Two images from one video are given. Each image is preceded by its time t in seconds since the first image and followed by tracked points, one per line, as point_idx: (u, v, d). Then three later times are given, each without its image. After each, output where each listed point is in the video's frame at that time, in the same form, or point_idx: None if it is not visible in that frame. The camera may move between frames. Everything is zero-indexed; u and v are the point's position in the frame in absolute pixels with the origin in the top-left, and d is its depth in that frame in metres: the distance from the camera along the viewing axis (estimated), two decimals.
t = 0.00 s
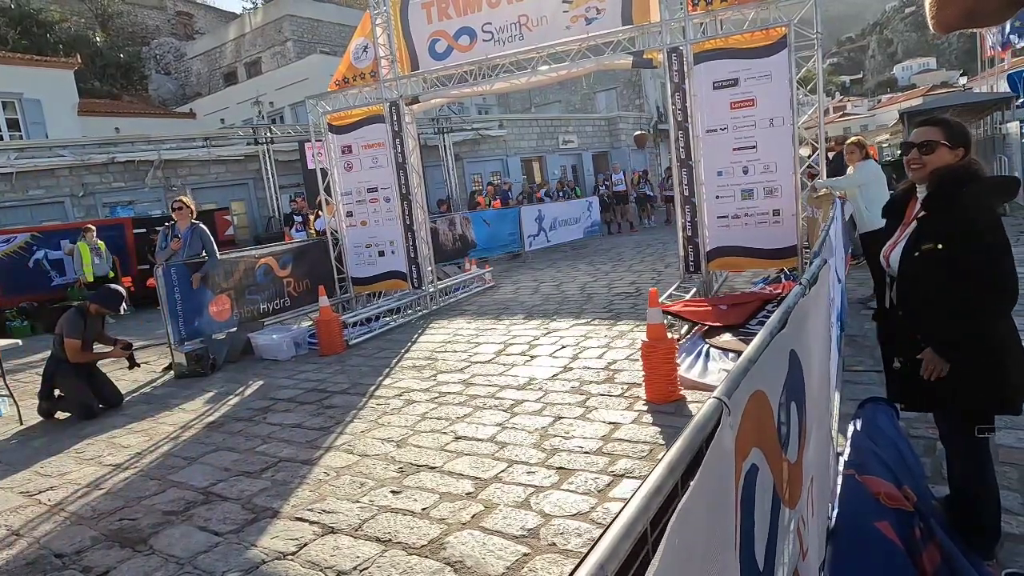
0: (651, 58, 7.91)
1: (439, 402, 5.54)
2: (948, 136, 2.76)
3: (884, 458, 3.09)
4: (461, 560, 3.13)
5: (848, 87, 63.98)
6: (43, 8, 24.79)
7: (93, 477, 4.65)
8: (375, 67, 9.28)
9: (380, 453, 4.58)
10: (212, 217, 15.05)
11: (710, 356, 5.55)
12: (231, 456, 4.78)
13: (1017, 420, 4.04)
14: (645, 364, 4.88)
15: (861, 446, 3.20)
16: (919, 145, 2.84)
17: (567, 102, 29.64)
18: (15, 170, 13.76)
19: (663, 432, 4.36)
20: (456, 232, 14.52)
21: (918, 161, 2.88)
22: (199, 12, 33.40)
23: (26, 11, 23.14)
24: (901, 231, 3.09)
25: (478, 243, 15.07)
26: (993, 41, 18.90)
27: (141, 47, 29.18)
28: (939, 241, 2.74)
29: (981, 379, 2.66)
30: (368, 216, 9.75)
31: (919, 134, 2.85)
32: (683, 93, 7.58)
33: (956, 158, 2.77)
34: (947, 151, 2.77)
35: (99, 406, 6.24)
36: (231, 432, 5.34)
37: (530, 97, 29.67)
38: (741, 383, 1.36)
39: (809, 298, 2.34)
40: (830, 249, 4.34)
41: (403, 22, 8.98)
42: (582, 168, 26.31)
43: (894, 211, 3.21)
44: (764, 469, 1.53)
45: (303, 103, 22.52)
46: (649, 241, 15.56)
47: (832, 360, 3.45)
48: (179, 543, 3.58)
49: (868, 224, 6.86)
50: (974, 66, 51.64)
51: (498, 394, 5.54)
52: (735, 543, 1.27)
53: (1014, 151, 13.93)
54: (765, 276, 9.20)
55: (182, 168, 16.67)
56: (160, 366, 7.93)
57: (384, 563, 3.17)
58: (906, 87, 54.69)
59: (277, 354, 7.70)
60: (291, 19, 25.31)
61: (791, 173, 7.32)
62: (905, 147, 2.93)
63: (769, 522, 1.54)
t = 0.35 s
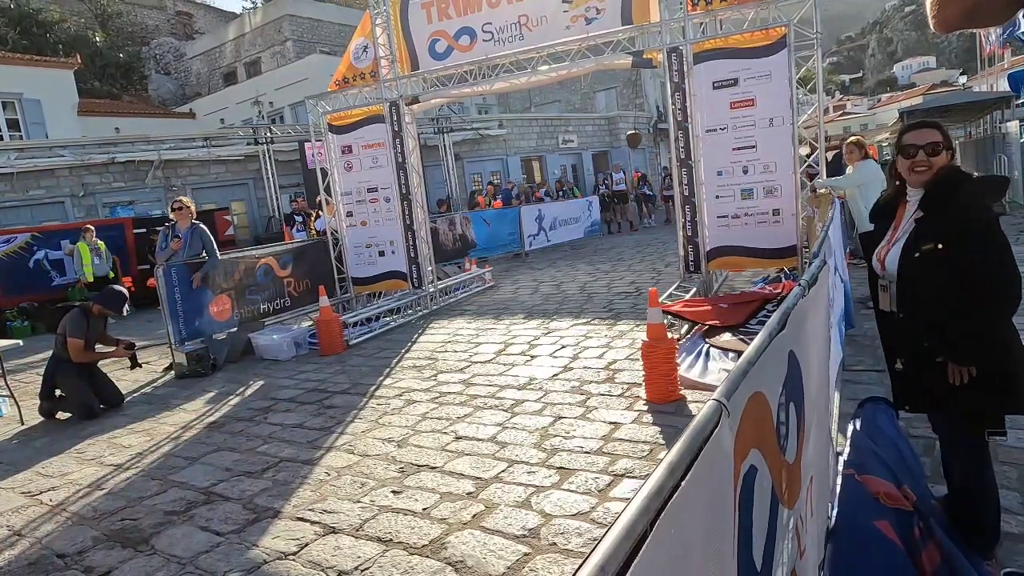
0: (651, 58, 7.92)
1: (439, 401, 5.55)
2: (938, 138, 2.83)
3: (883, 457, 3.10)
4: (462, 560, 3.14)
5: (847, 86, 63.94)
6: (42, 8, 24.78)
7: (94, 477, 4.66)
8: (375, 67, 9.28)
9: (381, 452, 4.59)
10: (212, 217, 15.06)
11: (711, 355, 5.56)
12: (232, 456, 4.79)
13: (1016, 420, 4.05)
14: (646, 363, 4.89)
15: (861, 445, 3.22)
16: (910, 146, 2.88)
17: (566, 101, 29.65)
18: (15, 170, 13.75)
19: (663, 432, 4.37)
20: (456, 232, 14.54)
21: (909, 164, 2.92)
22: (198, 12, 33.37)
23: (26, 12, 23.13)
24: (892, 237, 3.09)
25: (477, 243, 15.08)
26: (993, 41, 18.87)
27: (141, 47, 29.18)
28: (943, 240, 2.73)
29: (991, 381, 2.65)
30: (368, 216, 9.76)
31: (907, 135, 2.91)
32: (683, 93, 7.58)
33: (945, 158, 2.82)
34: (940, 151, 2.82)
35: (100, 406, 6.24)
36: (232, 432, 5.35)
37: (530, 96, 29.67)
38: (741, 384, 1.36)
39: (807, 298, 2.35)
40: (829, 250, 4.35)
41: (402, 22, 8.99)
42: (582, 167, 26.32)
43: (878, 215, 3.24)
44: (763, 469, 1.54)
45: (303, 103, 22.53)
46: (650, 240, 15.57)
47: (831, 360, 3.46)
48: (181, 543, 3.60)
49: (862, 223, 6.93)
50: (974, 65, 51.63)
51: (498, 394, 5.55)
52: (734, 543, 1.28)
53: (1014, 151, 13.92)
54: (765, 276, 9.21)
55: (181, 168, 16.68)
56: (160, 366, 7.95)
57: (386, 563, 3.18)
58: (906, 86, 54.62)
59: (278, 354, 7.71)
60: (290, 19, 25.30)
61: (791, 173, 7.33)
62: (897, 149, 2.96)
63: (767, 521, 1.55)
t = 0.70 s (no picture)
0: (650, 58, 7.92)
1: (440, 401, 5.55)
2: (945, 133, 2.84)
3: (886, 456, 3.12)
4: (465, 559, 3.14)
5: (845, 85, 63.94)
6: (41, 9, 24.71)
7: (96, 477, 4.66)
8: (374, 66, 9.27)
9: (383, 452, 4.59)
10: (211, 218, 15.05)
11: (712, 354, 5.56)
12: (233, 457, 4.79)
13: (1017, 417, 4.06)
14: (647, 363, 4.89)
15: (864, 444, 3.24)
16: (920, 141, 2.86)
17: (565, 101, 29.64)
18: (15, 171, 13.72)
19: (665, 431, 4.37)
20: (456, 232, 14.55)
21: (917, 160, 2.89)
22: (197, 12, 33.30)
23: (25, 12, 23.08)
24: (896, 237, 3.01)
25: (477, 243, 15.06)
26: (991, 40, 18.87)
27: (139, 47, 29.14)
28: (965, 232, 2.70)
29: (1012, 368, 2.65)
30: (368, 216, 9.75)
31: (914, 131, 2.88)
32: (682, 93, 7.59)
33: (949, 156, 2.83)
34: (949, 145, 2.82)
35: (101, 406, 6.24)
36: (233, 432, 5.35)
37: (529, 96, 29.66)
38: (749, 381, 1.37)
39: (812, 297, 2.35)
40: (830, 248, 4.35)
41: (402, 22, 8.99)
42: (581, 167, 26.34)
43: (863, 217, 3.17)
44: (770, 466, 1.54)
45: (302, 103, 22.51)
46: (650, 240, 15.59)
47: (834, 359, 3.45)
48: (183, 542, 3.60)
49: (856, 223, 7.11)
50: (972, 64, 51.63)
51: (499, 393, 5.55)
52: (741, 540, 1.28)
53: (1013, 150, 13.94)
54: (764, 275, 9.22)
55: (181, 168, 16.67)
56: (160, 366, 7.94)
57: (389, 562, 3.18)
58: (905, 85, 54.65)
59: (278, 354, 7.71)
60: (289, 20, 25.28)
61: (791, 172, 7.34)
62: (904, 146, 2.91)
63: (775, 519, 1.55)
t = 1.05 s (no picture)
0: (650, 57, 7.92)
1: (441, 401, 5.54)
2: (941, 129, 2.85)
3: (887, 454, 3.12)
4: (466, 558, 3.13)
5: (843, 86, 63.96)
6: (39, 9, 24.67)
7: (95, 478, 4.65)
8: (374, 66, 9.26)
9: (383, 452, 4.58)
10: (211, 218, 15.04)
11: (712, 353, 5.56)
12: (233, 457, 4.78)
13: (1018, 416, 4.05)
14: (648, 362, 4.89)
15: (866, 442, 3.25)
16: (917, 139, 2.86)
17: (565, 101, 29.61)
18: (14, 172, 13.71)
19: (666, 431, 4.36)
20: (456, 232, 14.55)
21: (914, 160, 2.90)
22: (196, 13, 33.24)
23: (23, 13, 23.04)
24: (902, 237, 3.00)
25: (477, 243, 15.05)
26: (990, 39, 18.85)
27: (138, 48, 29.11)
28: (970, 229, 2.67)
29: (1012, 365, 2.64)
30: (368, 216, 9.74)
31: (909, 129, 2.89)
32: (682, 92, 7.58)
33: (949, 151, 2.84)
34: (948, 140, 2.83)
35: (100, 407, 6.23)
36: (233, 432, 5.34)
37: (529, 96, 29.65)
38: (754, 379, 1.36)
39: (815, 294, 2.35)
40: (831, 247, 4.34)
41: (401, 21, 8.99)
42: (581, 167, 26.34)
43: (862, 217, 3.16)
44: (776, 463, 1.53)
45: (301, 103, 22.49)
46: (650, 239, 15.59)
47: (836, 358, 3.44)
48: (183, 543, 3.59)
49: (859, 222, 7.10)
50: (972, 63, 51.76)
51: (500, 393, 5.54)
52: (748, 537, 1.28)
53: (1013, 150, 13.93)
54: (764, 274, 9.22)
55: (180, 169, 16.66)
56: (160, 367, 7.93)
57: (390, 562, 3.17)
58: (903, 85, 54.64)
59: (278, 354, 7.70)
60: (288, 20, 25.24)
61: (791, 172, 7.33)
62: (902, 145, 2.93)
63: (779, 516, 1.55)
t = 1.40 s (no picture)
0: (647, 57, 7.92)
1: (437, 401, 5.55)
2: (929, 134, 2.80)
3: (880, 454, 3.12)
4: (460, 559, 3.14)
5: (841, 86, 64.09)
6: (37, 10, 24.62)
7: (91, 478, 4.65)
8: (371, 67, 9.25)
9: (379, 453, 4.59)
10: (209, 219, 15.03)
11: (708, 353, 5.57)
12: (229, 457, 4.78)
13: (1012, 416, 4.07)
14: (644, 362, 4.90)
15: (859, 442, 3.24)
16: (896, 144, 2.88)
17: (563, 101, 29.61)
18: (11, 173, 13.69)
19: (661, 431, 4.37)
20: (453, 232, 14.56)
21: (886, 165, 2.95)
22: (194, 13, 33.19)
23: (21, 13, 22.98)
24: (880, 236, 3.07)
25: (475, 243, 15.05)
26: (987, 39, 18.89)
27: (136, 48, 29.08)
28: (931, 242, 2.68)
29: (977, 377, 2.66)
30: (365, 216, 9.74)
31: (886, 134, 2.90)
32: (679, 92, 7.59)
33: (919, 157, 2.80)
34: (927, 147, 2.79)
35: (97, 408, 6.23)
36: (230, 433, 5.34)
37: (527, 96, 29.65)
38: (738, 381, 1.37)
39: (805, 295, 2.36)
40: (826, 246, 4.33)
41: (399, 22, 8.99)
42: (579, 167, 26.37)
43: (868, 213, 3.24)
44: (760, 464, 1.54)
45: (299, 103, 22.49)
46: (647, 239, 15.61)
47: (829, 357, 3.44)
48: (178, 544, 3.59)
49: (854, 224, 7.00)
50: (970, 63, 51.84)
51: (496, 393, 5.54)
52: (731, 539, 1.28)
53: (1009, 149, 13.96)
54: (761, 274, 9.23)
55: (177, 169, 16.65)
56: (157, 367, 7.92)
57: (384, 563, 3.18)
58: (901, 84, 54.72)
59: (275, 355, 7.70)
60: (286, 20, 25.22)
61: (787, 172, 7.35)
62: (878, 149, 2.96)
63: (764, 517, 1.55)
